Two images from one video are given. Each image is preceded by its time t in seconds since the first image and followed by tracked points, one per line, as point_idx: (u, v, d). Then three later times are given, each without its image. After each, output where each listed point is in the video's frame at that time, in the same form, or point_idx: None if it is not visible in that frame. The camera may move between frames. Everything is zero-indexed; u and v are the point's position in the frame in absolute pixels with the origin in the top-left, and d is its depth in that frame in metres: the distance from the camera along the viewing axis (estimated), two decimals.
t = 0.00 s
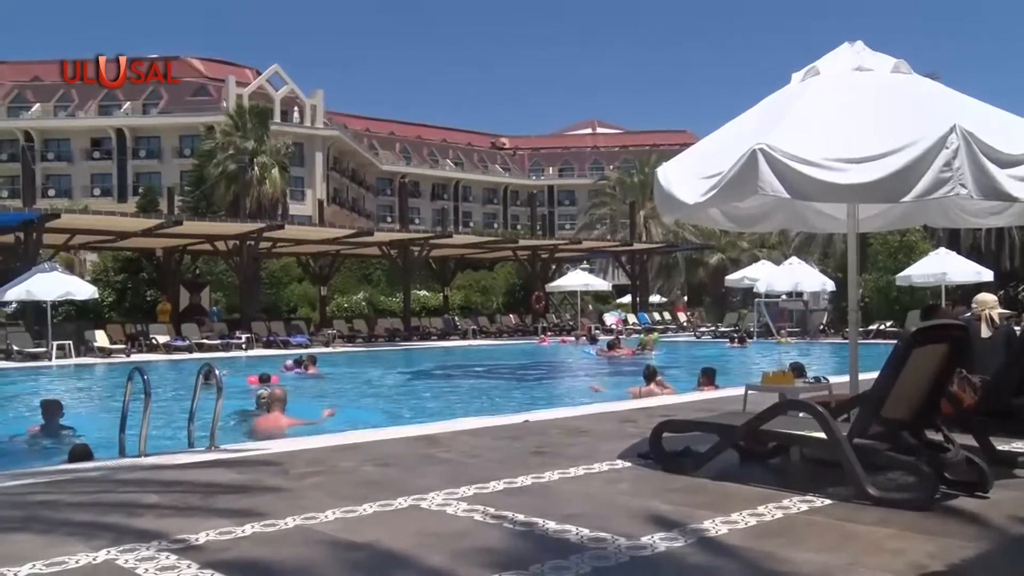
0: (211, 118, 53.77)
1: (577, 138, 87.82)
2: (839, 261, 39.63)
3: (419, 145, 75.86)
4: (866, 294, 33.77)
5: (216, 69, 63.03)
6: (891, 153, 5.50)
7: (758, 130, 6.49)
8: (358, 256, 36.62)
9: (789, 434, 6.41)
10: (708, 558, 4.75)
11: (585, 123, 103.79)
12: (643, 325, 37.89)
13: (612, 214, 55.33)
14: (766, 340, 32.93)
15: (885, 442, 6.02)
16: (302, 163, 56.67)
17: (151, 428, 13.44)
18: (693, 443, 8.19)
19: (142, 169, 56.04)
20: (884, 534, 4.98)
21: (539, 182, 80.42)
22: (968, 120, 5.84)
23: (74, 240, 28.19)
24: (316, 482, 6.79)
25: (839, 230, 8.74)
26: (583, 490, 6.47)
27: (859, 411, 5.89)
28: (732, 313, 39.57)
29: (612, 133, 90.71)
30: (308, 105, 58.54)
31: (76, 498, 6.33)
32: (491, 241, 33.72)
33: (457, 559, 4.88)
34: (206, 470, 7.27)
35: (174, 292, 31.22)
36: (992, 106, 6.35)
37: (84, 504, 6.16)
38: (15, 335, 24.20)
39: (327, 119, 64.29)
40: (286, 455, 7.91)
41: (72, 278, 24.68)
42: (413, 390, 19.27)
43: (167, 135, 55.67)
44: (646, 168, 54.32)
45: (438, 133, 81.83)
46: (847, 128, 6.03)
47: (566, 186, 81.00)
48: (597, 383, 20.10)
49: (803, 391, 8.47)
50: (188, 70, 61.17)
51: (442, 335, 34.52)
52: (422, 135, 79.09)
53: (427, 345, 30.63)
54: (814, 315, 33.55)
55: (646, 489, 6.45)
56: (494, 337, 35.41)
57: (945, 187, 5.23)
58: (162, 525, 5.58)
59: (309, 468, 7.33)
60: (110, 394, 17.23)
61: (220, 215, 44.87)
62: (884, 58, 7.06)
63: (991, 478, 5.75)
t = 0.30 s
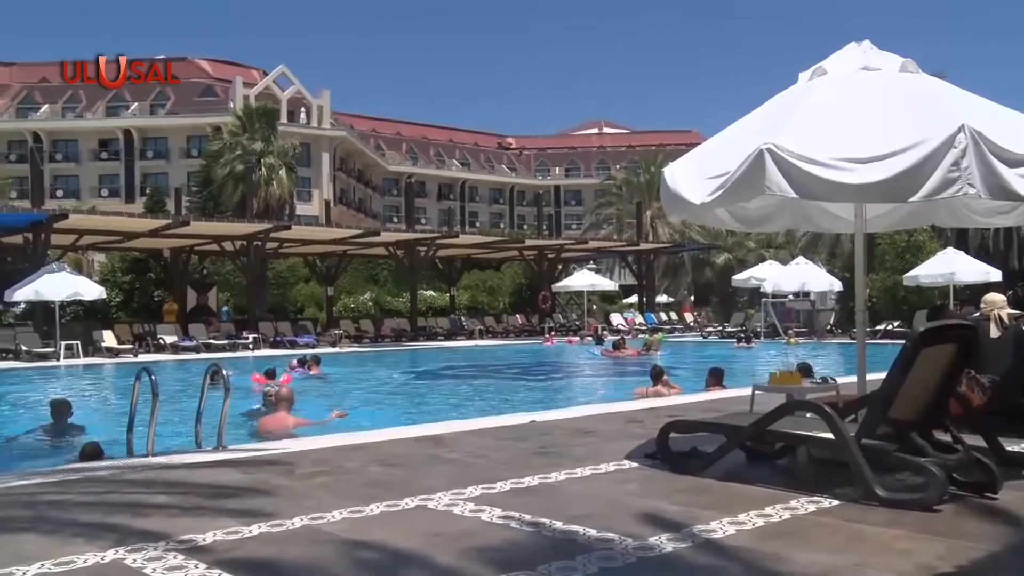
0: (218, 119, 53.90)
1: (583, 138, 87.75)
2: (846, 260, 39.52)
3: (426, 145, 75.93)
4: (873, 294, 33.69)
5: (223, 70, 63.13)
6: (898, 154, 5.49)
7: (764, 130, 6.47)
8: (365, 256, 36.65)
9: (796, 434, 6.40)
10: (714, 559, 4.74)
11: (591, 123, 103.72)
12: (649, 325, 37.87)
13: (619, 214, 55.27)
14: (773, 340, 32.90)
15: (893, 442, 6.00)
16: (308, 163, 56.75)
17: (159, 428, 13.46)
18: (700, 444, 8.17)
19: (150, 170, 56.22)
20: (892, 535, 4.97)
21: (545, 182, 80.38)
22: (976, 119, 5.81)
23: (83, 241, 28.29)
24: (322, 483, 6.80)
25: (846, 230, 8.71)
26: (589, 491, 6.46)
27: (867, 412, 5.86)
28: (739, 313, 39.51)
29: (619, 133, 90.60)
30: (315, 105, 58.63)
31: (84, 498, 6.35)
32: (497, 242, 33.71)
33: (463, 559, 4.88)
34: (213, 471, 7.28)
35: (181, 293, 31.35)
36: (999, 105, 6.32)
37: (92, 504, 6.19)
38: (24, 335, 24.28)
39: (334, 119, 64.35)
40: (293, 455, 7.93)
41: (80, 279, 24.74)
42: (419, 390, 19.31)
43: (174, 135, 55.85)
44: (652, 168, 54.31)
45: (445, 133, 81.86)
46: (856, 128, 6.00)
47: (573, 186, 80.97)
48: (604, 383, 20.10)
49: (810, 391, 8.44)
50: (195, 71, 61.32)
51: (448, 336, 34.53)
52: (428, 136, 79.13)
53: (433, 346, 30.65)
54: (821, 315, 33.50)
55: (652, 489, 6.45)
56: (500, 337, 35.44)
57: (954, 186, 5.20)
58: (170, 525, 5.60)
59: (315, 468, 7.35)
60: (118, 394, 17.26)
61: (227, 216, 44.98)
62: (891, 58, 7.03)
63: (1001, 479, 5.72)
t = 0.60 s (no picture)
0: (230, 122, 54.13)
1: (595, 139, 87.66)
2: (859, 262, 39.34)
3: (438, 147, 76.05)
4: (888, 295, 33.54)
5: (236, 72, 63.33)
6: (913, 154, 5.46)
7: (778, 131, 6.46)
8: (377, 258, 36.67)
9: (811, 436, 6.37)
10: (730, 562, 4.72)
11: (603, 125, 103.60)
12: (662, 327, 37.81)
13: (630, 216, 55.19)
14: (786, 341, 32.78)
15: (909, 445, 5.97)
16: (321, 165, 56.88)
17: (173, 429, 13.51)
18: (714, 446, 8.14)
19: (163, 173, 56.49)
20: (909, 538, 4.94)
21: (557, 183, 80.31)
22: (993, 118, 5.77)
23: (98, 243, 28.46)
24: (335, 484, 6.81)
25: (860, 231, 8.66)
26: (602, 492, 6.46)
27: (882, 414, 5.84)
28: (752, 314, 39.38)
29: (631, 135, 90.44)
30: (327, 107, 58.77)
31: (100, 499, 6.39)
32: (509, 243, 33.71)
33: (478, 560, 4.89)
34: (228, 472, 7.31)
35: (195, 294, 31.48)
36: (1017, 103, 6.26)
37: (107, 504, 6.22)
38: (40, 337, 24.45)
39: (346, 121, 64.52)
40: (308, 456, 7.95)
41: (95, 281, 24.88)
42: (433, 392, 19.34)
43: (187, 138, 56.12)
44: (664, 169, 54.23)
45: (457, 135, 81.93)
46: (871, 129, 5.97)
47: (585, 188, 80.90)
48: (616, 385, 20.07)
49: (825, 393, 8.40)
50: (208, 74, 61.58)
51: (460, 337, 34.53)
52: (440, 137, 79.22)
53: (446, 347, 30.65)
54: (834, 316, 33.38)
55: (667, 491, 6.44)
56: (512, 339, 35.46)
57: (970, 187, 5.16)
58: (185, 526, 5.63)
59: (329, 469, 7.37)
60: (132, 395, 17.35)
61: (240, 218, 45.15)
62: (906, 57, 7.01)
63: (1019, 481, 5.69)
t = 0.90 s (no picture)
0: (248, 126, 54.38)
1: (611, 140, 87.54)
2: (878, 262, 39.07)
3: (454, 149, 76.18)
4: (908, 296, 33.30)
5: (253, 76, 63.57)
6: (934, 154, 5.41)
7: (797, 131, 6.43)
8: (395, 260, 36.70)
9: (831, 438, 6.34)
10: (750, 565, 4.70)
11: (620, 126, 103.44)
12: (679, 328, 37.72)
13: (647, 217, 55.03)
14: (805, 343, 32.61)
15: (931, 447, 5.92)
16: (337, 168, 57.05)
17: (192, 431, 13.59)
18: (732, 448, 8.10)
19: (181, 176, 56.85)
20: (931, 542, 4.90)
21: (573, 185, 80.24)
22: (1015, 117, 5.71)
23: (118, 246, 28.68)
24: (353, 486, 6.82)
25: (879, 231, 8.60)
26: (620, 494, 6.45)
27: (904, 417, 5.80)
28: (769, 316, 39.19)
29: (648, 136, 90.25)
30: (344, 110, 58.90)
31: (122, 499, 6.43)
32: (525, 245, 33.68)
33: (496, 563, 4.89)
34: (248, 473, 7.34)
35: (213, 297, 31.62)
36: None
37: (128, 505, 6.26)
38: (61, 339, 24.67)
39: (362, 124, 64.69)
40: (326, 458, 7.98)
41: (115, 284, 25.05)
42: (451, 394, 19.36)
43: (205, 141, 56.46)
44: (681, 170, 54.06)
45: (473, 137, 81.99)
46: (891, 129, 5.93)
47: (601, 189, 80.80)
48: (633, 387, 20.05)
49: (845, 395, 8.35)
50: (226, 78, 61.92)
51: (477, 340, 34.53)
52: (456, 139, 79.30)
53: (462, 350, 30.64)
54: (853, 318, 33.19)
55: (685, 493, 6.42)
56: (529, 341, 35.43)
57: (993, 186, 5.11)
58: (206, 527, 5.66)
59: (347, 471, 7.39)
60: (151, 397, 17.46)
61: (258, 221, 45.32)
62: (927, 57, 6.95)
63: None
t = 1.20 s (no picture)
0: (279, 130, 54.83)
1: (641, 142, 87.22)
2: (914, 263, 38.55)
3: (483, 153, 76.32)
4: (944, 298, 32.90)
5: (283, 81, 64.02)
6: (972, 153, 5.35)
7: (831, 131, 6.36)
8: (425, 263, 36.80)
9: (867, 442, 6.26)
10: (788, 569, 4.65)
11: (649, 128, 103.03)
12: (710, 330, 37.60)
13: (677, 219, 54.76)
14: (839, 346, 32.30)
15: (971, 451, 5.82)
16: (368, 171, 57.37)
17: (227, 432, 13.71)
18: (766, 452, 8.04)
19: (214, 181, 57.43)
20: (973, 548, 4.83)
21: (603, 188, 80.09)
22: None
23: (152, 250, 29.00)
24: (386, 488, 6.84)
25: (915, 231, 8.51)
26: (653, 498, 6.41)
27: (943, 421, 5.72)
28: (802, 318, 38.86)
29: (678, 138, 89.78)
30: (373, 114, 59.19)
31: (160, 500, 6.49)
32: (555, 247, 33.63)
33: (529, 566, 4.88)
34: (282, 475, 7.38)
35: (246, 301, 31.90)
36: None
37: (167, 505, 6.32)
38: (98, 343, 24.98)
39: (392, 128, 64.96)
40: (359, 460, 8.01)
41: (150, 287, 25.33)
42: (482, 397, 19.37)
43: (237, 146, 57.02)
44: (712, 172, 53.78)
45: (502, 139, 82.11)
46: (927, 128, 5.87)
47: (630, 192, 80.54)
48: (666, 389, 19.92)
49: (881, 398, 8.24)
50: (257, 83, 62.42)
51: (507, 342, 34.57)
52: (486, 142, 79.40)
53: (492, 352, 30.62)
54: (888, 320, 32.85)
55: (719, 497, 6.37)
56: (559, 343, 35.39)
57: None
58: (242, 527, 5.70)
59: (381, 473, 7.42)
60: (186, 399, 17.64)
61: (289, 224, 45.60)
62: (964, 54, 6.86)
63: None
